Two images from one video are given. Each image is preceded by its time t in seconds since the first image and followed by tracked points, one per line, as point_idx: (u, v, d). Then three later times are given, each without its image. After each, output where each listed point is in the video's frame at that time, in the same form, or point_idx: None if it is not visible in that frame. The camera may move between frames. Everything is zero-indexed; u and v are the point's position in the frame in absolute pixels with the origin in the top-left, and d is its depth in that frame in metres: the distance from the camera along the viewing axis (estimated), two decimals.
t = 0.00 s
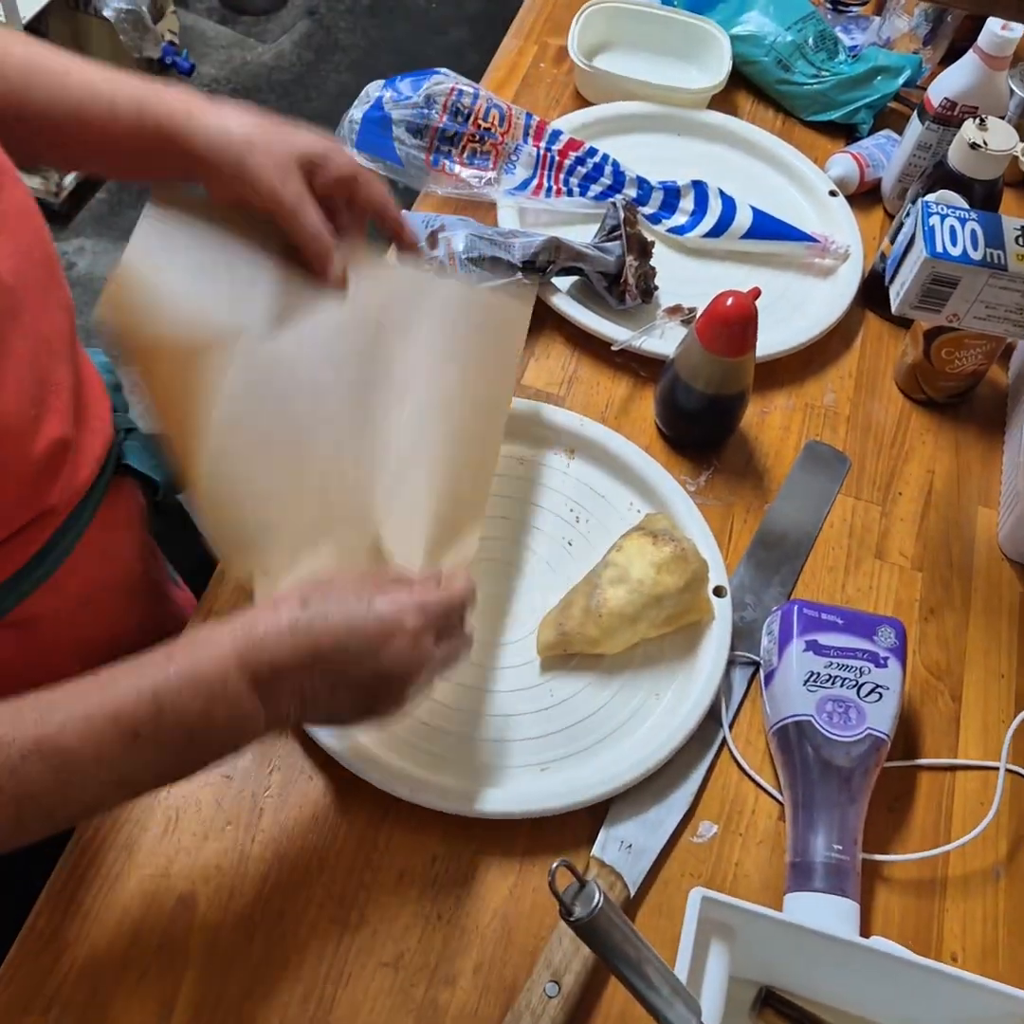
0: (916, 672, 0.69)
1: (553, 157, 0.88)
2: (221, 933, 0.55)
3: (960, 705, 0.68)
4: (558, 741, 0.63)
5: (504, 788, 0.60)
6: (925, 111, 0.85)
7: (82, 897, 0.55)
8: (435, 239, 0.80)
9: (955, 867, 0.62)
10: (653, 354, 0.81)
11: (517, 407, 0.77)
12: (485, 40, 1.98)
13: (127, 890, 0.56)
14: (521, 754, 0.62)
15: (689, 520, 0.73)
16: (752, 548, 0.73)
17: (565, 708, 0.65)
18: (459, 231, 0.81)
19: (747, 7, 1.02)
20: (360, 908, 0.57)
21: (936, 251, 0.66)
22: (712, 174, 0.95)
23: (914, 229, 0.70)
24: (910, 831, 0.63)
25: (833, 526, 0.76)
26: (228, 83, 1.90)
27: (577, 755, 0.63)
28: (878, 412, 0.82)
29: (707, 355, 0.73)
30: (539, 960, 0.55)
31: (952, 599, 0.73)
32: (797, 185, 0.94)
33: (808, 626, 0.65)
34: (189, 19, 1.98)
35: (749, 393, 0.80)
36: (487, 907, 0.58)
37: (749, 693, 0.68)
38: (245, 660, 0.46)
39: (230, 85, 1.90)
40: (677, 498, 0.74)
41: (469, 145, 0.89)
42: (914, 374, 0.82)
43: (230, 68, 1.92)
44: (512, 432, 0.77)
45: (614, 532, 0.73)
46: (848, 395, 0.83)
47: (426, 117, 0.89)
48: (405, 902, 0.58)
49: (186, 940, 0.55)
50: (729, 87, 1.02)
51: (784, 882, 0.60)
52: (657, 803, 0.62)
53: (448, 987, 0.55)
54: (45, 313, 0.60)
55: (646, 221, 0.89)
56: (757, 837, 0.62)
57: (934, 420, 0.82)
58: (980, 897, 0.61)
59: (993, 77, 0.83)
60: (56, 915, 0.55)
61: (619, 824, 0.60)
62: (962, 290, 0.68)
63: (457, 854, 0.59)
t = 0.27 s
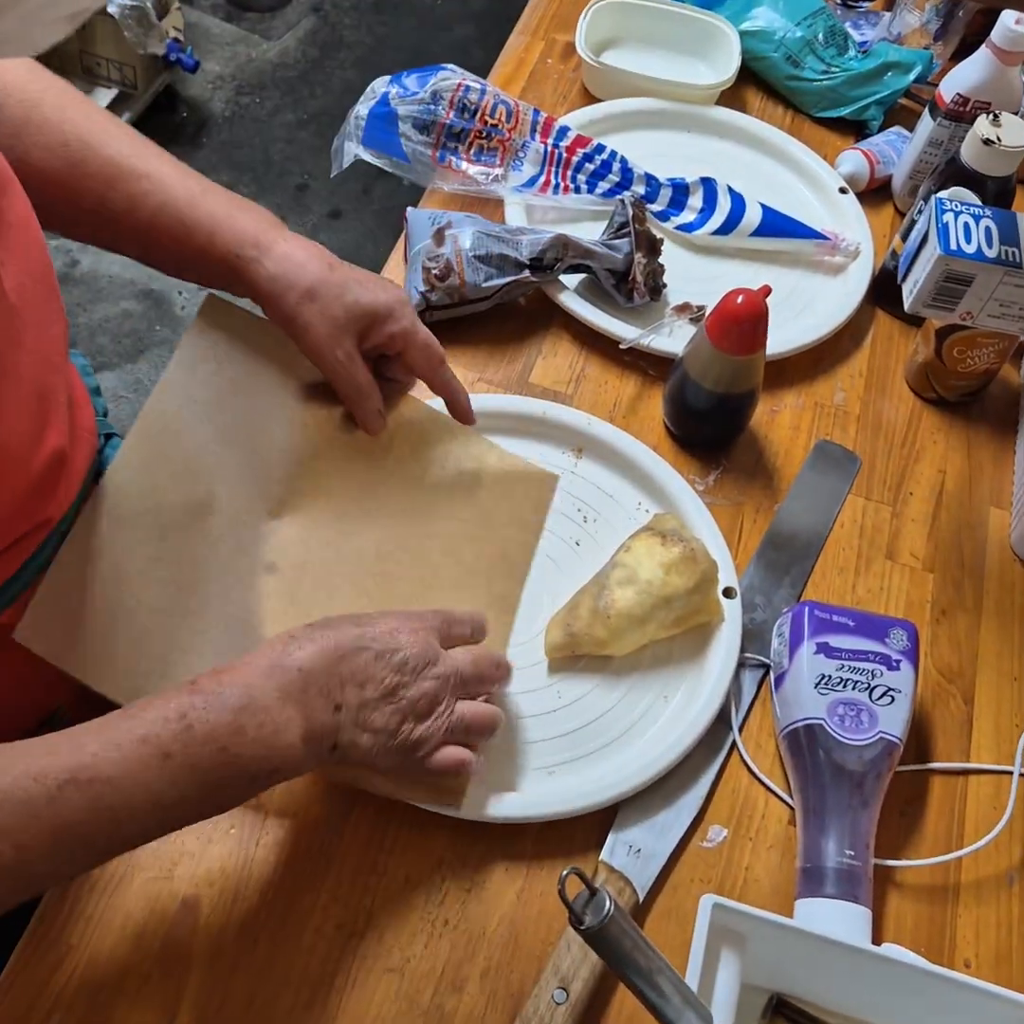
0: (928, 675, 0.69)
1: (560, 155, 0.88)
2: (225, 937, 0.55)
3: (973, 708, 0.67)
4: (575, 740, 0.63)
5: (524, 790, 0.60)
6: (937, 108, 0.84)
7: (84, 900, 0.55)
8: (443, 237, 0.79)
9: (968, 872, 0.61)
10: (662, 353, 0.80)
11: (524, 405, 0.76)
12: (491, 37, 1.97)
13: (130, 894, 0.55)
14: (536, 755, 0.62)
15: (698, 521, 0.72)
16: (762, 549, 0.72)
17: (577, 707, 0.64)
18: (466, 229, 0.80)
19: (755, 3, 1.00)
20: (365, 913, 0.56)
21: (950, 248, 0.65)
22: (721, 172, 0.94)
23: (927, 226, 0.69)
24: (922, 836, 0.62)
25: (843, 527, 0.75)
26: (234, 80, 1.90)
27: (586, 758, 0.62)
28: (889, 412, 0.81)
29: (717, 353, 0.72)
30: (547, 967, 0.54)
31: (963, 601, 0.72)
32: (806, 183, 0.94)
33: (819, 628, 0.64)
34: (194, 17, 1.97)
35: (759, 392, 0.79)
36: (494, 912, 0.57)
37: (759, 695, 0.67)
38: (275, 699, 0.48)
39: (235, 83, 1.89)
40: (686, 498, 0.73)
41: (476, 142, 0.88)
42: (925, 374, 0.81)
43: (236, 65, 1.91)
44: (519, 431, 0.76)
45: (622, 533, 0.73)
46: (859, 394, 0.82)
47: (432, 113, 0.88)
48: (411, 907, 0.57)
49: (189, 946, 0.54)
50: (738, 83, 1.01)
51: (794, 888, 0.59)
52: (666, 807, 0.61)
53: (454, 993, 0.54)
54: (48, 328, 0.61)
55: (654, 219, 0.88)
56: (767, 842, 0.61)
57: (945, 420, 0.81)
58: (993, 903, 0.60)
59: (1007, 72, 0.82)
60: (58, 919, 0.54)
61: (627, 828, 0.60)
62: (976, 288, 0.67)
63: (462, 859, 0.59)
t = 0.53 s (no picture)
0: (934, 676, 0.69)
1: (566, 155, 0.88)
2: (232, 937, 0.55)
3: (978, 710, 0.67)
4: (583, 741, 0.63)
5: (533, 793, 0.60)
6: (943, 108, 0.84)
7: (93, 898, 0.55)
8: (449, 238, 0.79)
9: (973, 874, 0.61)
10: (668, 354, 0.80)
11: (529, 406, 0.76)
12: (495, 36, 1.97)
13: (138, 893, 0.56)
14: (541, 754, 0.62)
15: (704, 521, 0.72)
16: (767, 551, 0.72)
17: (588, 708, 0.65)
18: (471, 229, 0.80)
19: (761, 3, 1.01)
20: (372, 913, 0.57)
21: (956, 250, 0.65)
22: (726, 172, 0.94)
23: (933, 228, 0.69)
24: (927, 837, 0.62)
25: (849, 528, 0.75)
26: (239, 79, 1.90)
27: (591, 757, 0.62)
28: (895, 413, 0.81)
29: (724, 354, 0.72)
30: (553, 968, 0.54)
31: (969, 602, 0.72)
32: (812, 183, 0.93)
33: (824, 630, 0.64)
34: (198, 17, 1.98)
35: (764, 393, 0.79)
36: (499, 912, 0.57)
37: (764, 697, 0.67)
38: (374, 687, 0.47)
39: (239, 81, 1.90)
40: (691, 498, 0.73)
41: (482, 142, 0.88)
42: (931, 374, 0.81)
43: (240, 64, 1.91)
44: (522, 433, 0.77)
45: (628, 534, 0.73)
46: (864, 395, 0.82)
47: (438, 113, 0.89)
48: (417, 908, 0.57)
49: (196, 945, 0.55)
50: (743, 83, 1.01)
51: (800, 889, 0.59)
52: (671, 809, 0.61)
53: (460, 993, 0.54)
54: (119, 332, 0.64)
55: (659, 219, 0.88)
56: (772, 844, 0.61)
57: (951, 421, 0.81)
58: (998, 905, 0.60)
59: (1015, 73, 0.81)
60: (66, 919, 0.54)
61: (633, 829, 0.60)
62: (983, 290, 0.67)
63: (468, 859, 0.59)
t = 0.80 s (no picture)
0: (937, 673, 0.68)
1: (569, 150, 0.87)
2: (234, 933, 0.55)
3: (982, 707, 0.67)
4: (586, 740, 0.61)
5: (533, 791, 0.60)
6: (948, 103, 0.84)
7: (96, 892, 0.55)
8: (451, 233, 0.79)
9: (977, 872, 0.61)
10: (671, 349, 0.80)
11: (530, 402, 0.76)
12: (498, 32, 1.97)
13: (139, 887, 0.56)
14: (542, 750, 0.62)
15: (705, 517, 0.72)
16: (771, 547, 0.72)
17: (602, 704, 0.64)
18: (474, 225, 0.80)
19: None
20: (375, 909, 0.56)
21: (961, 245, 0.65)
22: (729, 167, 0.93)
23: (937, 223, 0.69)
24: (931, 835, 0.62)
25: (853, 524, 0.75)
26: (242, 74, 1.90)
27: (595, 754, 0.62)
28: (899, 409, 0.81)
29: (728, 350, 0.72)
30: (555, 965, 0.54)
31: (973, 599, 0.72)
32: (816, 178, 0.93)
33: (828, 626, 0.64)
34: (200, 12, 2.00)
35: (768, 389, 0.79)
36: (501, 908, 0.57)
37: (767, 693, 0.67)
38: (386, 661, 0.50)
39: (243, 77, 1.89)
40: (693, 493, 0.73)
41: (484, 138, 0.88)
42: (935, 371, 0.81)
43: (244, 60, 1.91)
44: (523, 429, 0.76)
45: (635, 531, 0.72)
46: (868, 391, 0.82)
47: (441, 108, 0.88)
48: (420, 904, 0.57)
49: (198, 941, 0.54)
50: (747, 78, 1.01)
51: (803, 887, 0.59)
52: (673, 805, 0.61)
53: (462, 990, 0.54)
54: (186, 330, 0.64)
55: (662, 215, 0.88)
56: (774, 841, 0.61)
57: (955, 417, 0.81)
58: (1002, 902, 0.60)
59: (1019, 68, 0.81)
60: (67, 914, 0.54)
61: (635, 826, 0.60)
62: (987, 285, 0.66)
63: (470, 856, 0.59)
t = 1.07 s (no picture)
0: (939, 671, 0.68)
1: (571, 148, 0.87)
2: (236, 931, 0.55)
3: (983, 705, 0.67)
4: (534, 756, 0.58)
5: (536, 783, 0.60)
6: (950, 101, 0.84)
7: (98, 891, 0.55)
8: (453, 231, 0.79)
9: (978, 869, 0.61)
10: (673, 347, 0.80)
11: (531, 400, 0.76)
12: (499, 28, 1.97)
13: (141, 885, 0.56)
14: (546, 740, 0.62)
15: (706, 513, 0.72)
16: (772, 545, 0.72)
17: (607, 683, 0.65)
18: (476, 223, 0.80)
19: None
20: (376, 906, 0.57)
21: (963, 243, 0.65)
22: (731, 165, 0.93)
23: (939, 221, 0.69)
24: (932, 833, 0.62)
25: (854, 522, 0.75)
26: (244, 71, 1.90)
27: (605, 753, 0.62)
28: (900, 407, 0.81)
29: (730, 348, 0.72)
30: (556, 962, 0.54)
31: (975, 597, 0.72)
32: (818, 176, 0.93)
33: (829, 624, 0.64)
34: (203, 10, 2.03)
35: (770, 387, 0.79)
36: (503, 905, 0.57)
37: (769, 691, 0.67)
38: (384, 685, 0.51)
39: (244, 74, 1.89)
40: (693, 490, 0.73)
41: (486, 136, 0.88)
42: (937, 369, 0.81)
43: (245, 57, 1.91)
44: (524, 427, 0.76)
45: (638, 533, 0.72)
46: (870, 389, 0.82)
47: (443, 107, 0.89)
48: (422, 902, 0.57)
49: (200, 939, 0.55)
50: (748, 76, 1.01)
51: (804, 884, 0.59)
52: (675, 803, 0.61)
53: (464, 986, 0.55)
54: (206, 330, 0.63)
55: (664, 213, 0.88)
56: (775, 838, 0.61)
57: (957, 415, 0.81)
58: (1003, 899, 0.60)
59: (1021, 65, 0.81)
60: (69, 911, 0.54)
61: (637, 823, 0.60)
62: (989, 283, 0.66)
63: (471, 853, 0.59)
